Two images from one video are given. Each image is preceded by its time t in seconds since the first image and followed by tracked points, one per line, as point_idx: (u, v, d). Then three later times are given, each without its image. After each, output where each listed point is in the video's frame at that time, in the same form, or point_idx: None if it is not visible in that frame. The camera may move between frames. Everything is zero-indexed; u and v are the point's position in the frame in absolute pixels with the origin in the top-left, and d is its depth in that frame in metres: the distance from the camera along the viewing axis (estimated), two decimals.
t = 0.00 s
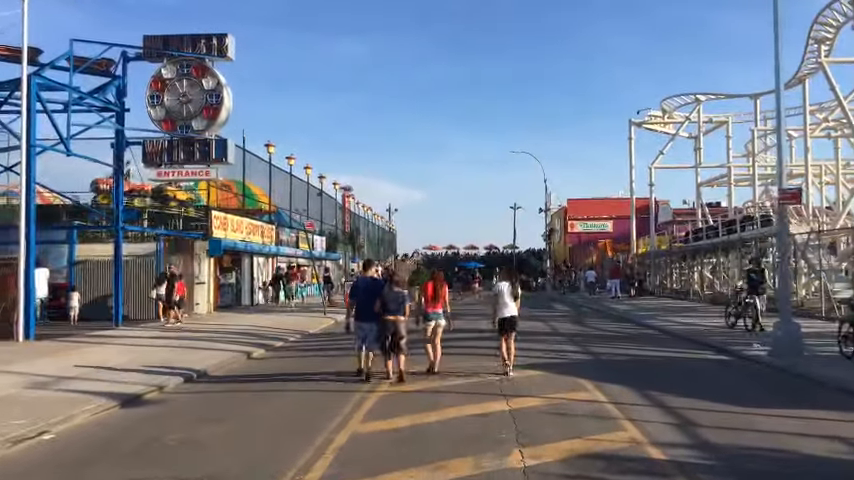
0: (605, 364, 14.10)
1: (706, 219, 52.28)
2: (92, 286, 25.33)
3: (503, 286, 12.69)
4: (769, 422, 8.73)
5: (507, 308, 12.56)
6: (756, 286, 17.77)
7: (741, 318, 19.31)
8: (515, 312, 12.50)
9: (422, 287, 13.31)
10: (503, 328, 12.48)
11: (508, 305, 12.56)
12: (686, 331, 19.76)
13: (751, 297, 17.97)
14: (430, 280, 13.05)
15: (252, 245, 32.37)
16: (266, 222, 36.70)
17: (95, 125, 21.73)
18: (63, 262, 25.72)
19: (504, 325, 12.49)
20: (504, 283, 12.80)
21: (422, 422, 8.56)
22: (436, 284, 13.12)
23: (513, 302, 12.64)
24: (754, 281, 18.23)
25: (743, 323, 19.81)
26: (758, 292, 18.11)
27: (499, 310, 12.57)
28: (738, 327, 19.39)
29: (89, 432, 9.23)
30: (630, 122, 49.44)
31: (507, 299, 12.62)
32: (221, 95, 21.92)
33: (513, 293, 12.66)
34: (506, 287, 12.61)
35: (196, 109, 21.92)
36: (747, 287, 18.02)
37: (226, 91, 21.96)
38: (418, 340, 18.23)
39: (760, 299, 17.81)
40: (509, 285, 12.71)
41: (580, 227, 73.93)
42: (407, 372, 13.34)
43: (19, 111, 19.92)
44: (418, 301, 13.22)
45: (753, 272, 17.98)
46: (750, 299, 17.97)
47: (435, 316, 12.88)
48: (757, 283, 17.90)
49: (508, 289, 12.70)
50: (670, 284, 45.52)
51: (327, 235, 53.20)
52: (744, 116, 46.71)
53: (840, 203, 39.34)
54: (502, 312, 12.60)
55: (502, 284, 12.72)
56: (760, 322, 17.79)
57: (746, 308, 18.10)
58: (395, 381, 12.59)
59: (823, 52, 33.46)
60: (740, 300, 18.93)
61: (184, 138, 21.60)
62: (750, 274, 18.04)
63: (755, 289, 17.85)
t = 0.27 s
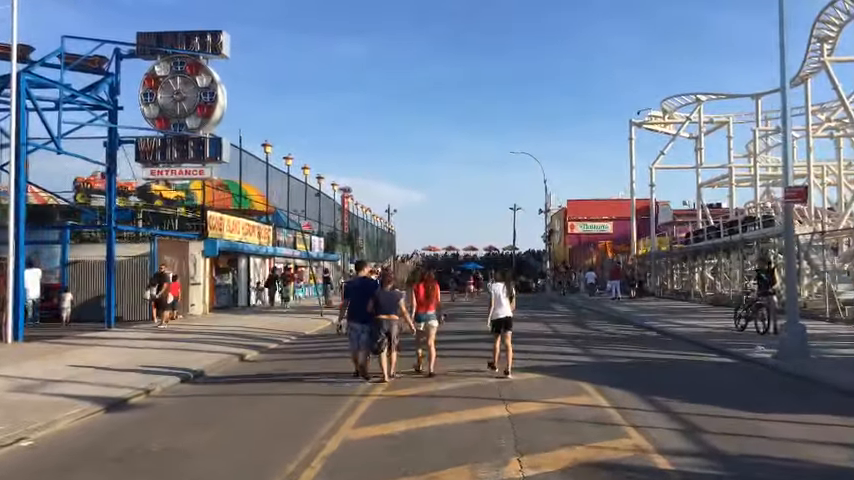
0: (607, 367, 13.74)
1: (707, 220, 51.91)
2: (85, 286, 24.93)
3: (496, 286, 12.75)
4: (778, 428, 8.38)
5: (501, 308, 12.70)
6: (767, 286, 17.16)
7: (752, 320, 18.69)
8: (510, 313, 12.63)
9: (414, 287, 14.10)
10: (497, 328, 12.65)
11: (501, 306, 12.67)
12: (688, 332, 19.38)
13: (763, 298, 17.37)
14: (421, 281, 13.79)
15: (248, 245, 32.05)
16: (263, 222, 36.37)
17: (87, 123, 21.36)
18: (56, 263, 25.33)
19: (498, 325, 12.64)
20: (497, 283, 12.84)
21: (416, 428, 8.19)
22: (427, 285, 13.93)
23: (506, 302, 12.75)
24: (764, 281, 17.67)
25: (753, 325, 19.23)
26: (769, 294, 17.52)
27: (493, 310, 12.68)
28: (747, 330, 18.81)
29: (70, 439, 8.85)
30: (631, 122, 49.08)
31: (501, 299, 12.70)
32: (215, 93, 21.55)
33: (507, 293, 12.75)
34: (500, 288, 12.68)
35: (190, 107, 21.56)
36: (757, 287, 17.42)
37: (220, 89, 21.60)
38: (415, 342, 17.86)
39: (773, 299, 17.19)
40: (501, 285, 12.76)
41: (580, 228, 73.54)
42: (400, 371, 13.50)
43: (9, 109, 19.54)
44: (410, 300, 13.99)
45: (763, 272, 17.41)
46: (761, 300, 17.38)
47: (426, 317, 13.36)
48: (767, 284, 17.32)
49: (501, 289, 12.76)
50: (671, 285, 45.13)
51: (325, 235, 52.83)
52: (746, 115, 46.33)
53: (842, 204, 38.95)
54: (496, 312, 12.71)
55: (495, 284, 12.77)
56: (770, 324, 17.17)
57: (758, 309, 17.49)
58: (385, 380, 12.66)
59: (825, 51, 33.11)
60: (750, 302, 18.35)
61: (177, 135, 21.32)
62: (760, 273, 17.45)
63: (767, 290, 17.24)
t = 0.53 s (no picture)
0: (610, 370, 13.44)
1: (708, 219, 51.61)
2: (81, 286, 24.59)
3: (491, 286, 12.73)
4: (789, 436, 8.09)
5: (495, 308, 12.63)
6: (778, 287, 16.68)
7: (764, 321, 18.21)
8: (503, 312, 12.59)
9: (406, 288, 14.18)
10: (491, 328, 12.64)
11: (496, 305, 12.62)
12: (692, 333, 19.07)
13: (773, 299, 16.90)
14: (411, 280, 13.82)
15: (246, 244, 31.77)
16: (261, 221, 36.09)
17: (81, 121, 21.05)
18: (50, 262, 25.00)
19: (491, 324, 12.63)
20: (492, 283, 12.84)
21: (414, 435, 7.89)
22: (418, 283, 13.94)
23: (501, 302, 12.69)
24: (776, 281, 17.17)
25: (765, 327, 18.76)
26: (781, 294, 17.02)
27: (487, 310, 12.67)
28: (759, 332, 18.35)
29: (56, 445, 8.56)
30: (632, 120, 48.78)
31: (495, 299, 12.68)
32: (212, 90, 21.23)
33: (501, 293, 12.68)
34: (494, 288, 12.62)
35: (186, 104, 21.25)
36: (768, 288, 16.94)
37: (217, 86, 21.28)
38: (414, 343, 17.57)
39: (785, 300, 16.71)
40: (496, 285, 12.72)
41: (580, 227, 73.23)
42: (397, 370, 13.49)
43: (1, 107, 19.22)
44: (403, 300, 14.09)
45: (774, 272, 16.90)
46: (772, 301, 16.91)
47: (420, 316, 13.88)
48: (779, 285, 16.83)
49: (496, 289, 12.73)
50: (672, 284, 44.84)
51: (324, 235, 52.55)
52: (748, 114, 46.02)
53: (845, 203, 38.65)
54: (491, 311, 12.69)
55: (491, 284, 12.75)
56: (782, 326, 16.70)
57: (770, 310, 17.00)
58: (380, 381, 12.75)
59: (829, 48, 32.78)
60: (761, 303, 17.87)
61: (173, 133, 20.88)
62: (770, 273, 16.98)
63: (777, 291, 16.75)
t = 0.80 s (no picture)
0: (619, 371, 13.01)
1: (713, 219, 51.17)
2: (78, 286, 24.16)
3: (489, 283, 12.69)
4: (810, 440, 7.70)
5: (495, 306, 12.61)
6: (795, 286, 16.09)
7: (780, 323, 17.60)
8: (503, 311, 12.58)
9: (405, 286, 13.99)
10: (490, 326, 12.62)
11: (495, 304, 12.59)
12: (701, 334, 18.63)
13: (790, 299, 16.30)
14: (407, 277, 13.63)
15: (246, 243, 31.40)
16: (262, 221, 35.74)
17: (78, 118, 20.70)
18: (47, 262, 24.65)
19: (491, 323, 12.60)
20: (490, 281, 12.72)
21: (415, 438, 7.51)
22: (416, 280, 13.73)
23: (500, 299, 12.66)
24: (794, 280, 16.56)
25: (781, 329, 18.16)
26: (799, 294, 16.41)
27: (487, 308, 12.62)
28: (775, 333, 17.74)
29: (40, 449, 8.19)
30: (636, 119, 48.38)
31: (494, 296, 12.64)
32: (210, 86, 20.86)
33: (501, 291, 12.62)
34: (494, 287, 12.58)
35: (184, 100, 20.88)
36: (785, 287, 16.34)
37: (215, 82, 20.91)
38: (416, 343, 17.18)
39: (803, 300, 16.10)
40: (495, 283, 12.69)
41: (584, 227, 72.78)
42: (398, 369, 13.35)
43: None
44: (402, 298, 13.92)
45: (791, 271, 16.27)
46: (789, 301, 16.30)
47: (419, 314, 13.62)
48: (797, 284, 16.23)
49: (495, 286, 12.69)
50: (677, 284, 44.39)
51: (326, 235, 52.19)
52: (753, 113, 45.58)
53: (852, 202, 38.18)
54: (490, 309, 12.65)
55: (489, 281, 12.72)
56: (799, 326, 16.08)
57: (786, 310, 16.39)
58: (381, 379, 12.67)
59: (836, 45, 32.35)
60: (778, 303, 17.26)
61: (171, 130, 20.59)
62: (788, 272, 16.38)
63: (795, 290, 16.15)
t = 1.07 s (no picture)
0: (625, 377, 12.60)
1: (716, 218, 50.72)
2: (72, 285, 23.80)
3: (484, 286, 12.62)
4: (830, 454, 7.28)
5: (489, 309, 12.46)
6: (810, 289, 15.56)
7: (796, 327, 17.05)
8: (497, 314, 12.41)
9: (404, 287, 14.21)
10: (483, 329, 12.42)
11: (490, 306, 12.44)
12: (707, 337, 18.21)
13: (805, 302, 15.77)
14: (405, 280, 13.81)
15: (244, 243, 31.05)
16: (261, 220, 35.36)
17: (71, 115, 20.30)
18: (41, 261, 24.26)
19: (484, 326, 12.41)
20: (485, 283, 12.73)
21: (412, 453, 7.10)
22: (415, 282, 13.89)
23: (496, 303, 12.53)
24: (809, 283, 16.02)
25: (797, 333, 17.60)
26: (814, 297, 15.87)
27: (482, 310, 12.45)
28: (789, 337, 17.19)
29: (18, 462, 7.78)
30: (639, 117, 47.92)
31: (490, 299, 12.54)
32: (206, 83, 20.46)
33: (495, 293, 12.53)
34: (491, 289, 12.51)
35: (180, 98, 20.42)
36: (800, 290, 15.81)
37: (211, 79, 20.50)
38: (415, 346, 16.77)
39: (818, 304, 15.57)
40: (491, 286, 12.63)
41: (586, 227, 72.33)
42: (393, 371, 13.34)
43: None
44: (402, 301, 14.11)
45: (807, 273, 15.75)
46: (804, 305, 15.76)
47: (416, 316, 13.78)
48: (812, 287, 15.70)
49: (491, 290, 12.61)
50: (680, 284, 43.94)
51: (326, 234, 51.78)
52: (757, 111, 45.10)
53: None
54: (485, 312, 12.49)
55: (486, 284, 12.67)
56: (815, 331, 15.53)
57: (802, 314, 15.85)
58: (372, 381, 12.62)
59: (843, 42, 31.88)
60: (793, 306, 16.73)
61: (166, 128, 20.13)
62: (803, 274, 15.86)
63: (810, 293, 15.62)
